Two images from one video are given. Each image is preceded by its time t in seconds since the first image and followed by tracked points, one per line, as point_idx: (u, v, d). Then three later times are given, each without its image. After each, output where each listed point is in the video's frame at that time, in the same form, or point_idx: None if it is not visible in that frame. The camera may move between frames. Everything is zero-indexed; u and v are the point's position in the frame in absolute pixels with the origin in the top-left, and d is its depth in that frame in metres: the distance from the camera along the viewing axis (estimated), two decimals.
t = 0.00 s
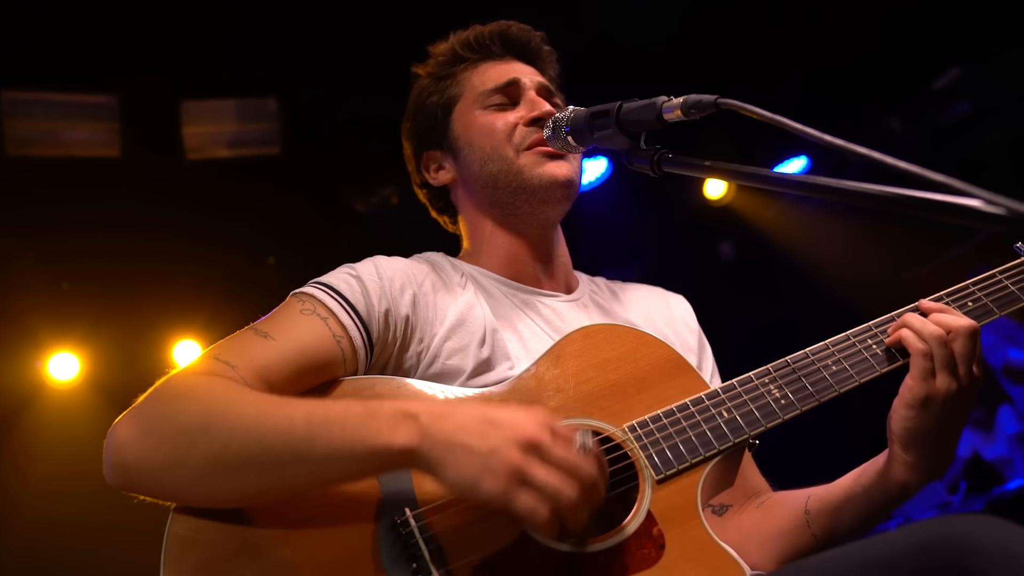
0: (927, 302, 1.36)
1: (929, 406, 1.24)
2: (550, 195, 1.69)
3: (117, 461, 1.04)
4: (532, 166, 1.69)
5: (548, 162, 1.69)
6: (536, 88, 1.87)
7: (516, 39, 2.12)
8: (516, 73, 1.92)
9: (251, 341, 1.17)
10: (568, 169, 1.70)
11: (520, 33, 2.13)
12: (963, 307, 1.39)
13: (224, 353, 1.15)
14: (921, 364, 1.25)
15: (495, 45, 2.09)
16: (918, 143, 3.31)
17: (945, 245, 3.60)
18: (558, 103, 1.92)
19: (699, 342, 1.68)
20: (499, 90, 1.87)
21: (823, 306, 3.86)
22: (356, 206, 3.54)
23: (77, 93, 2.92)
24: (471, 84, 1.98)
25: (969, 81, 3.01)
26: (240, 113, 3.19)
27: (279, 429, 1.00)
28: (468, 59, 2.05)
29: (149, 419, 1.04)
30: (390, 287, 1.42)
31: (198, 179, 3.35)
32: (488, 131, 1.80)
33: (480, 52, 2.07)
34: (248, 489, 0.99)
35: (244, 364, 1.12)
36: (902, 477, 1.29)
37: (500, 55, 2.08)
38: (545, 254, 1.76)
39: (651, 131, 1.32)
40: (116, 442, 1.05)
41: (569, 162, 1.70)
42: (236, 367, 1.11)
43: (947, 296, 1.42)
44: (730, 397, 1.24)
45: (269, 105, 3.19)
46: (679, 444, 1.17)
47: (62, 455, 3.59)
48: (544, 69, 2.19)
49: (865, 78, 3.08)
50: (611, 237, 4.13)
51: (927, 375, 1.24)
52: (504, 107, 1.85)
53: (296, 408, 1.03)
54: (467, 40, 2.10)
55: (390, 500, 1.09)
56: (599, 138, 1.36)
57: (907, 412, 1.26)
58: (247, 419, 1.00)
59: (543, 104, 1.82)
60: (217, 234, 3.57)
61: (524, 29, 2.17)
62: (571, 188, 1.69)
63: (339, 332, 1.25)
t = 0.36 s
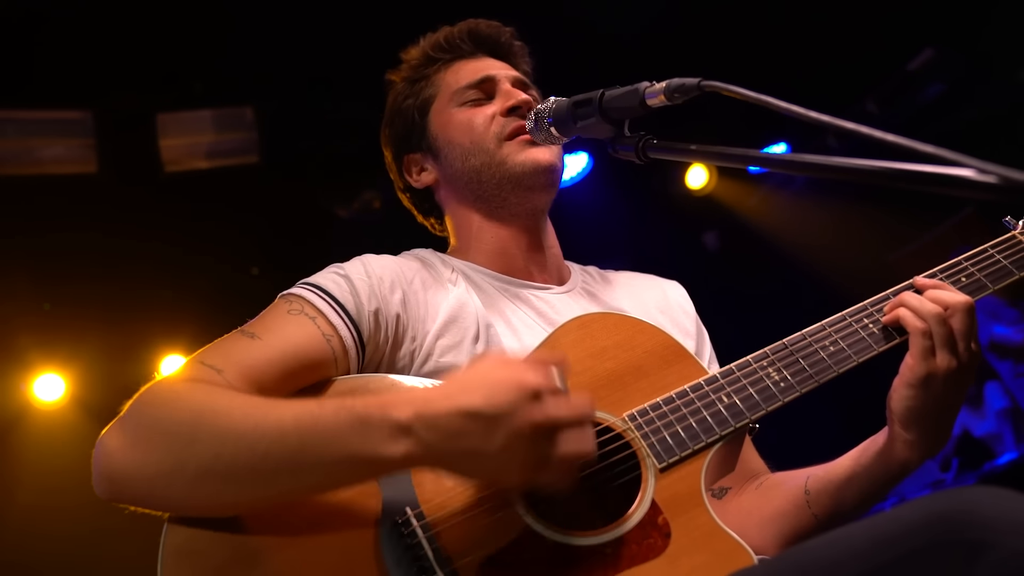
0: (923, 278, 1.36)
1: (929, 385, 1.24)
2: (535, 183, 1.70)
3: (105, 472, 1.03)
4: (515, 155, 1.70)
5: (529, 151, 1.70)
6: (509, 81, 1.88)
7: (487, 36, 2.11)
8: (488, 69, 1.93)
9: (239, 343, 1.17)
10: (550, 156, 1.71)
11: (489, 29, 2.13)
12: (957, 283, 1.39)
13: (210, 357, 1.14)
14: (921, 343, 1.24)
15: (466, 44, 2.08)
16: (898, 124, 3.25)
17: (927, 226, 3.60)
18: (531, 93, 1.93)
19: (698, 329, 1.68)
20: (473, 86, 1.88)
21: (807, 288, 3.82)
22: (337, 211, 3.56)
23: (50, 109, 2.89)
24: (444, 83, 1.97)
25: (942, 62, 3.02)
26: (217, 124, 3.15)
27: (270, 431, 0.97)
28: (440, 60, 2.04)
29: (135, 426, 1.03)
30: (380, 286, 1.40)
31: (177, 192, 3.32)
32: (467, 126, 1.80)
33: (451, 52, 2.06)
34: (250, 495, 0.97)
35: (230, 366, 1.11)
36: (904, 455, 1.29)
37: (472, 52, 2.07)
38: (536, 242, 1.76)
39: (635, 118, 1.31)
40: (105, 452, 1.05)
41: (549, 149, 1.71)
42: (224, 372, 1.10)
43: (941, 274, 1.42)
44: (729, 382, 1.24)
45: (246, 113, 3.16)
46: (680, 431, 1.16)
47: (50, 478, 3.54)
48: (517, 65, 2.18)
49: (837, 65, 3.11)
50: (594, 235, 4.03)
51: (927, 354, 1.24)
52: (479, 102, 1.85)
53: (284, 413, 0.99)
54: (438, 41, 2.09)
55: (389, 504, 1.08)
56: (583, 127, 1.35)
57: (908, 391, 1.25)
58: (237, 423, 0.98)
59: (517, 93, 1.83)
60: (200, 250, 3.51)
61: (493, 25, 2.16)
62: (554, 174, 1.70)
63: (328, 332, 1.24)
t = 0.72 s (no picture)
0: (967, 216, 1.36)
1: (962, 328, 1.27)
2: (528, 168, 1.68)
3: (93, 486, 1.03)
4: (505, 139, 1.69)
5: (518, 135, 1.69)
6: (489, 66, 1.87)
7: (461, 27, 2.10)
8: (466, 57, 1.92)
9: (224, 355, 1.16)
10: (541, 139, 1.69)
11: (463, 20, 2.12)
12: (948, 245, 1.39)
13: (196, 370, 1.14)
14: (957, 286, 1.27)
15: (440, 37, 2.07)
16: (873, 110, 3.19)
17: (904, 206, 3.54)
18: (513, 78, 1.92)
19: (695, 313, 1.67)
20: (453, 75, 1.87)
21: (788, 273, 3.81)
22: (320, 219, 3.51)
23: (23, 129, 2.85)
24: (422, 77, 1.96)
25: (914, 43, 3.00)
26: (193, 137, 3.12)
27: (259, 425, 1.01)
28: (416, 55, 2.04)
29: (124, 440, 1.03)
30: (366, 291, 1.39)
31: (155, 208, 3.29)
32: (453, 116, 1.78)
33: (426, 46, 2.05)
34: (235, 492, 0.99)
35: (217, 377, 1.11)
36: (931, 402, 1.30)
37: (447, 44, 2.06)
38: (525, 241, 1.74)
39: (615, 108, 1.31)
40: (91, 466, 1.04)
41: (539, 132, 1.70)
42: (212, 382, 1.10)
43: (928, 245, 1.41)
44: (721, 366, 1.24)
45: (222, 126, 3.14)
46: (674, 419, 1.15)
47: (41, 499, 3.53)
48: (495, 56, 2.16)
49: (809, 48, 3.11)
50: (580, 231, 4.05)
51: (963, 297, 1.27)
52: (461, 90, 1.84)
53: (271, 404, 1.04)
54: (412, 39, 2.09)
55: (386, 509, 1.07)
56: (564, 120, 1.34)
57: (942, 333, 1.28)
58: (225, 420, 1.01)
59: (498, 75, 1.83)
60: (181, 265, 3.47)
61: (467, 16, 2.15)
62: (546, 156, 1.68)
63: (315, 340, 1.23)
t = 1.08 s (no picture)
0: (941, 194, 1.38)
1: (948, 289, 1.26)
2: (516, 179, 1.67)
3: (89, 524, 1.03)
4: (496, 154, 1.66)
5: (510, 150, 1.66)
6: (478, 69, 1.83)
7: (450, 20, 2.07)
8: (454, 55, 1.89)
9: (216, 375, 1.15)
10: (530, 152, 1.68)
11: (452, 12, 2.09)
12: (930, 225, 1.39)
13: (189, 395, 1.13)
14: (934, 249, 1.27)
15: (429, 30, 2.04)
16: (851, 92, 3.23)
17: (882, 185, 3.54)
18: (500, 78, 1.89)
19: (685, 297, 1.68)
20: (442, 77, 1.83)
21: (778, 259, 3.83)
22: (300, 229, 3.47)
23: None
24: (407, 75, 1.94)
25: (883, 24, 3.01)
26: (167, 152, 3.09)
27: (256, 487, 0.98)
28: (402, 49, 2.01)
29: (117, 479, 1.03)
30: (355, 298, 1.38)
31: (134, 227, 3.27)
32: (441, 124, 1.75)
33: (415, 39, 2.02)
34: (235, 550, 0.98)
35: (210, 403, 1.11)
36: (925, 367, 1.29)
37: (435, 37, 2.04)
38: (512, 245, 1.75)
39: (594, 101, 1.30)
40: (86, 502, 1.04)
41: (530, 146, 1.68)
42: (204, 411, 1.09)
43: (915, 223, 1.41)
44: (715, 353, 1.24)
45: (196, 140, 3.11)
46: (672, 410, 1.15)
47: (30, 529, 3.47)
48: (482, 46, 2.15)
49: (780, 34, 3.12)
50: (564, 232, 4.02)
51: (941, 257, 1.27)
52: (450, 95, 1.81)
53: (270, 463, 1.01)
54: (399, 28, 2.06)
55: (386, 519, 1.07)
56: (543, 115, 1.33)
57: (926, 295, 1.28)
58: (220, 476, 0.99)
59: (488, 83, 1.79)
60: (162, 283, 3.43)
61: (456, 7, 2.12)
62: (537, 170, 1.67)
63: (307, 351, 1.22)
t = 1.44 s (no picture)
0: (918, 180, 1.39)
1: (927, 276, 1.28)
2: (491, 174, 1.67)
3: (79, 556, 1.01)
4: (468, 149, 1.66)
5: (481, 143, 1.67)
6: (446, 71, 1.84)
7: (414, 27, 2.08)
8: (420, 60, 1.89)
9: (204, 395, 1.14)
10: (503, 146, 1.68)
11: (416, 21, 2.09)
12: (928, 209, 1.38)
13: (179, 418, 1.12)
14: (911, 236, 1.29)
15: (395, 38, 2.04)
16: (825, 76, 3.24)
17: (856, 170, 3.53)
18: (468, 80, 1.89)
19: (667, 288, 1.70)
20: (410, 81, 1.83)
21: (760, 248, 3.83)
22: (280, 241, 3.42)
23: None
24: (376, 82, 1.93)
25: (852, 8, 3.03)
26: (141, 170, 3.08)
27: (256, 506, 0.98)
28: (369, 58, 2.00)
29: (110, 510, 1.01)
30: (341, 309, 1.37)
31: (111, 248, 3.23)
32: (412, 124, 1.75)
33: (381, 48, 2.02)
34: None
35: (201, 425, 1.10)
36: (907, 355, 1.32)
37: (402, 45, 2.04)
38: (493, 244, 1.75)
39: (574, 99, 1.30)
40: (78, 534, 1.02)
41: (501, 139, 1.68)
42: (195, 434, 1.08)
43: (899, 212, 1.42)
44: (705, 352, 1.24)
45: (171, 157, 3.12)
46: (666, 411, 1.15)
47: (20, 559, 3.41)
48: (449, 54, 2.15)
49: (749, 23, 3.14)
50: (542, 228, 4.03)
51: (918, 245, 1.28)
52: (419, 97, 1.81)
53: (270, 489, 1.01)
54: (365, 38, 2.06)
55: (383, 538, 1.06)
56: (523, 115, 1.33)
57: (904, 281, 1.29)
58: (220, 500, 0.99)
59: (457, 82, 1.80)
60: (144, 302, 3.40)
61: (419, 17, 2.13)
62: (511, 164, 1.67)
63: (296, 367, 1.21)
